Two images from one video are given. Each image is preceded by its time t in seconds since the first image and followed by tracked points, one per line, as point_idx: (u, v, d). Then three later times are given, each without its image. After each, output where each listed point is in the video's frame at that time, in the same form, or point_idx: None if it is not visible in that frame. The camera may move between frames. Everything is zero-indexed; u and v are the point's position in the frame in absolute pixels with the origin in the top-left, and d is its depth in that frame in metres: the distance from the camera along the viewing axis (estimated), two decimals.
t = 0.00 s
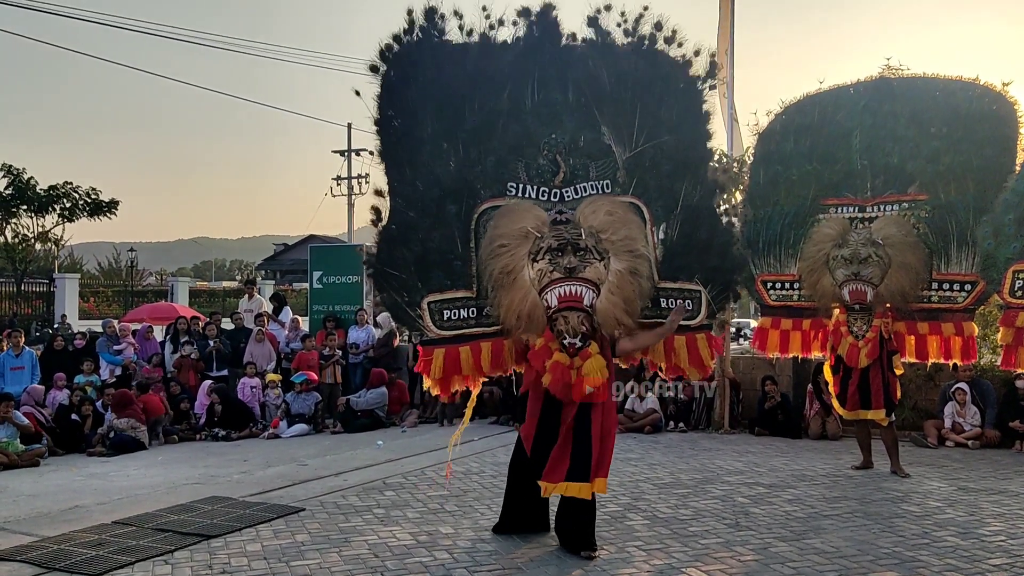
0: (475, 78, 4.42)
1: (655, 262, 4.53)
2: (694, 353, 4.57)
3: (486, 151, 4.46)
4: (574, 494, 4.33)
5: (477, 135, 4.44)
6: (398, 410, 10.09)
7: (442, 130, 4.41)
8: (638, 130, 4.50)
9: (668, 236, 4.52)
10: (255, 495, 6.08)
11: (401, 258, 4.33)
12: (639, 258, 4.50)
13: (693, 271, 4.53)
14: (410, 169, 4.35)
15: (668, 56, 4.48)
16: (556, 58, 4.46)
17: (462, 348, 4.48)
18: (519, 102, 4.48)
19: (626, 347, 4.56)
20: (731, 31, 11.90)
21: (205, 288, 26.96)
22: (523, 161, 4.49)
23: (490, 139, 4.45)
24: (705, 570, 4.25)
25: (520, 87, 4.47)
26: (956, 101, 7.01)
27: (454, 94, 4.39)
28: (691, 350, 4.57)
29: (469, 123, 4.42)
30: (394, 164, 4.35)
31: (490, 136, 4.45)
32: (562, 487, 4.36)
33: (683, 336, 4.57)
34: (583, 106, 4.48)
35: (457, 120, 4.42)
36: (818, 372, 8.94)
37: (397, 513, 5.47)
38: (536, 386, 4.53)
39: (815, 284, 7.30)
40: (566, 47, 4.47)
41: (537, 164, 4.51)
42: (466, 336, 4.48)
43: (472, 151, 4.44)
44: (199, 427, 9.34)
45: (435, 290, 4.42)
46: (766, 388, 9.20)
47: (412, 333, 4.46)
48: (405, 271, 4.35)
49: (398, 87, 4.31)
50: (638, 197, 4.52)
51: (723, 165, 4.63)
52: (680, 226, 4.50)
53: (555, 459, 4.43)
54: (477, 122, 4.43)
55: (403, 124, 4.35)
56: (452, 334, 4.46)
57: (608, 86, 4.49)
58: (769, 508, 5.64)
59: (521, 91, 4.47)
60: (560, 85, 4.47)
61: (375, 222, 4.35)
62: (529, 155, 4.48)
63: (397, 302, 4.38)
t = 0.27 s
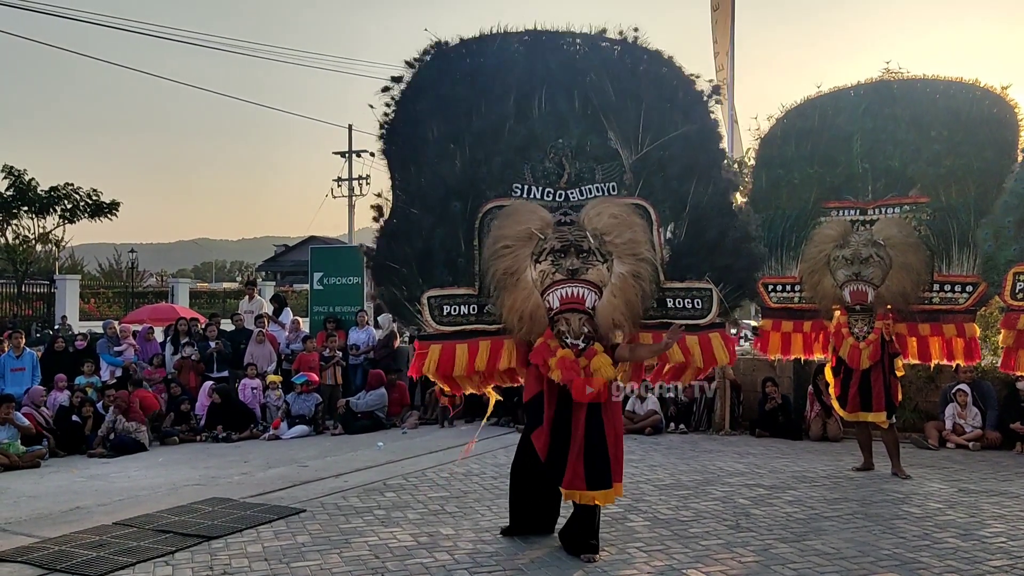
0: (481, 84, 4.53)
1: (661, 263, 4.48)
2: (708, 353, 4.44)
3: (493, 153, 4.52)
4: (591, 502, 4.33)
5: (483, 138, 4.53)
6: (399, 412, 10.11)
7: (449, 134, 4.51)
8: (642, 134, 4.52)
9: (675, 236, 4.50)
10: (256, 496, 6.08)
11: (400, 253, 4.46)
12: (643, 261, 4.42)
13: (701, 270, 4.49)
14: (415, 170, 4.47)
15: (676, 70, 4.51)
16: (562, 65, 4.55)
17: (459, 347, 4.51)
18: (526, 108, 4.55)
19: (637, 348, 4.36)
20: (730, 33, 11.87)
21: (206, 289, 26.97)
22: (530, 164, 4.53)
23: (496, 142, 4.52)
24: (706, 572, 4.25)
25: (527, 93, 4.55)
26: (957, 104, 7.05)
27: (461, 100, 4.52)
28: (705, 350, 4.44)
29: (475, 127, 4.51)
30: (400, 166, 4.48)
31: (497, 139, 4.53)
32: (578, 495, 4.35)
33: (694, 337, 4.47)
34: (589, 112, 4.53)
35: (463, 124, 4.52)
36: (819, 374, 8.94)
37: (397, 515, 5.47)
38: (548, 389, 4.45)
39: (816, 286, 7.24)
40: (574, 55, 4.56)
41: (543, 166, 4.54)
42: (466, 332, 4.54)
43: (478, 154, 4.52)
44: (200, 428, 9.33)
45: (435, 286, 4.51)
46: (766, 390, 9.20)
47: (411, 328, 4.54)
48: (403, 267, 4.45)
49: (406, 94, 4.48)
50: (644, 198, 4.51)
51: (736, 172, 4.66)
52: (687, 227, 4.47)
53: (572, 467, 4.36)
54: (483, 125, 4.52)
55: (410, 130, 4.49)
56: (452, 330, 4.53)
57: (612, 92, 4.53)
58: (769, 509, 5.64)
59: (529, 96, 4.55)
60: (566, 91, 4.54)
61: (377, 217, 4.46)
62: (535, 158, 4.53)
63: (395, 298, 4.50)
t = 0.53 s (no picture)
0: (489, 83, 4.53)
1: (663, 267, 4.45)
2: (709, 351, 4.42)
3: (499, 151, 4.53)
4: (591, 504, 4.36)
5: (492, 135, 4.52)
6: (399, 413, 10.10)
7: (456, 130, 4.52)
8: (649, 133, 4.47)
9: (679, 238, 4.45)
10: (256, 497, 6.09)
11: (400, 245, 4.48)
12: (644, 266, 4.43)
13: (705, 273, 4.41)
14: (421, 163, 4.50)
15: (686, 69, 4.45)
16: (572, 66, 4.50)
17: (456, 342, 4.54)
18: (534, 107, 4.53)
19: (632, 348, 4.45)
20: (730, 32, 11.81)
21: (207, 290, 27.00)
22: (536, 161, 4.54)
23: (503, 140, 4.52)
24: (707, 573, 4.25)
25: (536, 92, 4.53)
26: (961, 108, 7.11)
27: (470, 97, 4.52)
28: (705, 349, 4.44)
29: (482, 125, 4.51)
30: (406, 159, 4.52)
31: (504, 137, 4.52)
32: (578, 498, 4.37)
33: (693, 340, 4.46)
34: (598, 111, 4.48)
35: (471, 119, 4.53)
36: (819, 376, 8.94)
37: (398, 516, 5.47)
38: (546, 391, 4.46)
39: (817, 287, 7.18)
40: (584, 60, 4.51)
41: (549, 166, 4.56)
42: (465, 328, 4.56)
43: (484, 151, 4.52)
44: (200, 429, 9.34)
45: (436, 280, 4.50)
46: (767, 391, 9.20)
47: (410, 320, 4.57)
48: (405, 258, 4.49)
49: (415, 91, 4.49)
50: (649, 200, 4.48)
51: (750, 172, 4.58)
52: (692, 228, 4.42)
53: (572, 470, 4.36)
54: (490, 122, 4.52)
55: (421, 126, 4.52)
56: (450, 325, 4.55)
57: (621, 92, 4.48)
58: (770, 511, 5.64)
59: (537, 96, 4.53)
60: (574, 92, 4.51)
61: (379, 204, 4.50)
62: (541, 157, 4.54)
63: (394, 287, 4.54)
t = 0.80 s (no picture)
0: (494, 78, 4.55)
1: (663, 270, 4.45)
2: (697, 363, 4.42)
3: (502, 147, 4.55)
4: (591, 503, 4.36)
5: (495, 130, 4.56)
6: (400, 415, 10.11)
7: (460, 126, 4.55)
8: (654, 133, 4.47)
9: (679, 241, 4.44)
10: (257, 499, 6.09)
11: (404, 243, 4.50)
12: (645, 270, 4.42)
13: (703, 278, 4.43)
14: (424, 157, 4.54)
15: (691, 67, 4.43)
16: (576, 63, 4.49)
17: (458, 343, 4.55)
18: (538, 103, 4.55)
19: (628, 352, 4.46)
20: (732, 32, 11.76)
21: (208, 292, 27.02)
22: (540, 158, 4.53)
23: (507, 136, 4.55)
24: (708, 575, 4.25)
25: (541, 89, 4.54)
26: (964, 122, 7.15)
27: (473, 92, 4.55)
28: (694, 359, 4.43)
29: (486, 119, 4.55)
30: (410, 153, 4.55)
31: (508, 133, 4.55)
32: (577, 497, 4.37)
33: (686, 347, 4.45)
34: (603, 108, 4.48)
35: (475, 115, 4.56)
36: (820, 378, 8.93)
37: (399, 517, 5.47)
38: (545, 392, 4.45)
39: (816, 287, 7.23)
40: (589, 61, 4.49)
41: (552, 164, 4.54)
42: (467, 328, 4.57)
43: (487, 146, 4.55)
44: (201, 431, 9.32)
45: (438, 279, 4.54)
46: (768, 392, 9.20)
47: (412, 320, 4.59)
48: (408, 256, 4.51)
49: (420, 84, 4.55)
50: (652, 201, 4.47)
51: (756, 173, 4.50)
52: (693, 230, 4.41)
53: (572, 470, 4.35)
54: (493, 118, 4.56)
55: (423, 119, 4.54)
56: (453, 325, 4.57)
57: (626, 89, 4.48)
58: (771, 512, 5.64)
59: (541, 91, 4.55)
60: (580, 89, 4.50)
61: (381, 200, 4.51)
62: (544, 153, 4.53)
63: (397, 286, 4.55)
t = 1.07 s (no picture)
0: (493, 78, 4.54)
1: (665, 270, 4.45)
2: (700, 361, 4.42)
3: (502, 148, 4.55)
4: (591, 505, 4.35)
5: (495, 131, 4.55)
6: (400, 416, 10.10)
7: (460, 126, 4.55)
8: (654, 132, 4.47)
9: (681, 240, 4.44)
10: (258, 500, 6.09)
11: (406, 246, 4.49)
12: (647, 270, 4.44)
13: (706, 277, 4.41)
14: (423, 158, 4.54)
15: (690, 65, 4.45)
16: (577, 62, 4.50)
17: (461, 346, 4.57)
18: (538, 102, 4.56)
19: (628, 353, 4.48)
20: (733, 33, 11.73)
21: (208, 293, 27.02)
22: (540, 158, 4.55)
23: (507, 136, 4.55)
24: None
25: (539, 88, 4.55)
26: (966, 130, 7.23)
27: (472, 93, 4.54)
28: (696, 358, 4.43)
29: (486, 118, 4.54)
30: (409, 155, 4.54)
31: (507, 133, 4.55)
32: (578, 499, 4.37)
33: (689, 344, 4.44)
34: (602, 107, 4.51)
35: (475, 114, 4.56)
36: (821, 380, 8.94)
37: (400, 519, 5.47)
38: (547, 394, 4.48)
39: (820, 288, 7.19)
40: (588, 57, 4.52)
41: (552, 164, 4.56)
42: (470, 331, 4.59)
43: (487, 147, 4.56)
44: (202, 433, 9.34)
45: (440, 282, 4.54)
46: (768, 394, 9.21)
47: (414, 323, 4.59)
48: (410, 260, 4.50)
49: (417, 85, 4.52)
50: (653, 200, 4.48)
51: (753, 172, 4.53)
52: (694, 231, 4.41)
53: (573, 471, 4.36)
54: (492, 118, 4.55)
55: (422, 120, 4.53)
56: (455, 328, 4.58)
57: (626, 89, 4.49)
58: (772, 514, 5.64)
59: (541, 90, 4.55)
60: (579, 87, 4.52)
61: (382, 204, 4.51)
62: (544, 153, 4.54)
63: (399, 290, 4.53)
